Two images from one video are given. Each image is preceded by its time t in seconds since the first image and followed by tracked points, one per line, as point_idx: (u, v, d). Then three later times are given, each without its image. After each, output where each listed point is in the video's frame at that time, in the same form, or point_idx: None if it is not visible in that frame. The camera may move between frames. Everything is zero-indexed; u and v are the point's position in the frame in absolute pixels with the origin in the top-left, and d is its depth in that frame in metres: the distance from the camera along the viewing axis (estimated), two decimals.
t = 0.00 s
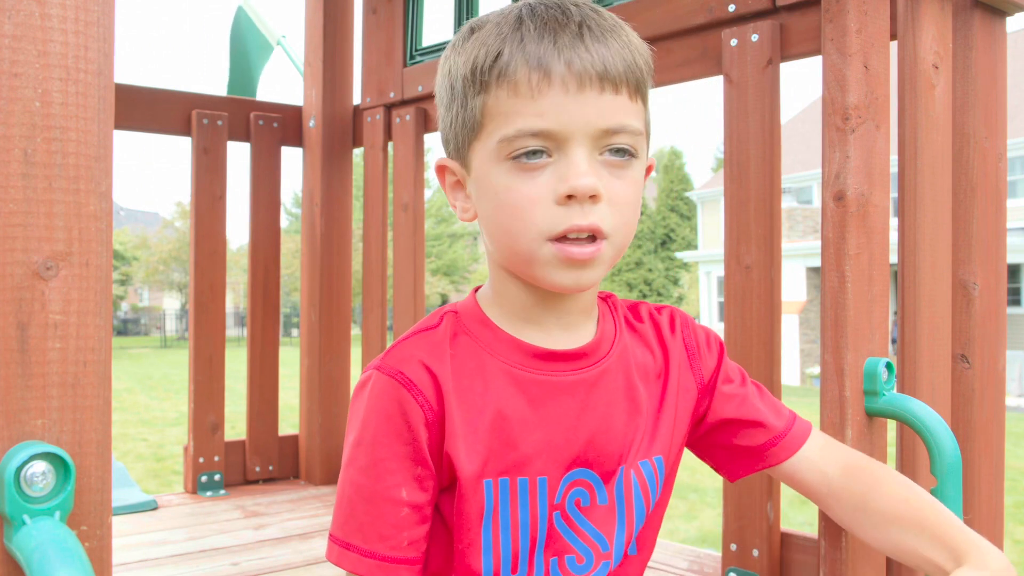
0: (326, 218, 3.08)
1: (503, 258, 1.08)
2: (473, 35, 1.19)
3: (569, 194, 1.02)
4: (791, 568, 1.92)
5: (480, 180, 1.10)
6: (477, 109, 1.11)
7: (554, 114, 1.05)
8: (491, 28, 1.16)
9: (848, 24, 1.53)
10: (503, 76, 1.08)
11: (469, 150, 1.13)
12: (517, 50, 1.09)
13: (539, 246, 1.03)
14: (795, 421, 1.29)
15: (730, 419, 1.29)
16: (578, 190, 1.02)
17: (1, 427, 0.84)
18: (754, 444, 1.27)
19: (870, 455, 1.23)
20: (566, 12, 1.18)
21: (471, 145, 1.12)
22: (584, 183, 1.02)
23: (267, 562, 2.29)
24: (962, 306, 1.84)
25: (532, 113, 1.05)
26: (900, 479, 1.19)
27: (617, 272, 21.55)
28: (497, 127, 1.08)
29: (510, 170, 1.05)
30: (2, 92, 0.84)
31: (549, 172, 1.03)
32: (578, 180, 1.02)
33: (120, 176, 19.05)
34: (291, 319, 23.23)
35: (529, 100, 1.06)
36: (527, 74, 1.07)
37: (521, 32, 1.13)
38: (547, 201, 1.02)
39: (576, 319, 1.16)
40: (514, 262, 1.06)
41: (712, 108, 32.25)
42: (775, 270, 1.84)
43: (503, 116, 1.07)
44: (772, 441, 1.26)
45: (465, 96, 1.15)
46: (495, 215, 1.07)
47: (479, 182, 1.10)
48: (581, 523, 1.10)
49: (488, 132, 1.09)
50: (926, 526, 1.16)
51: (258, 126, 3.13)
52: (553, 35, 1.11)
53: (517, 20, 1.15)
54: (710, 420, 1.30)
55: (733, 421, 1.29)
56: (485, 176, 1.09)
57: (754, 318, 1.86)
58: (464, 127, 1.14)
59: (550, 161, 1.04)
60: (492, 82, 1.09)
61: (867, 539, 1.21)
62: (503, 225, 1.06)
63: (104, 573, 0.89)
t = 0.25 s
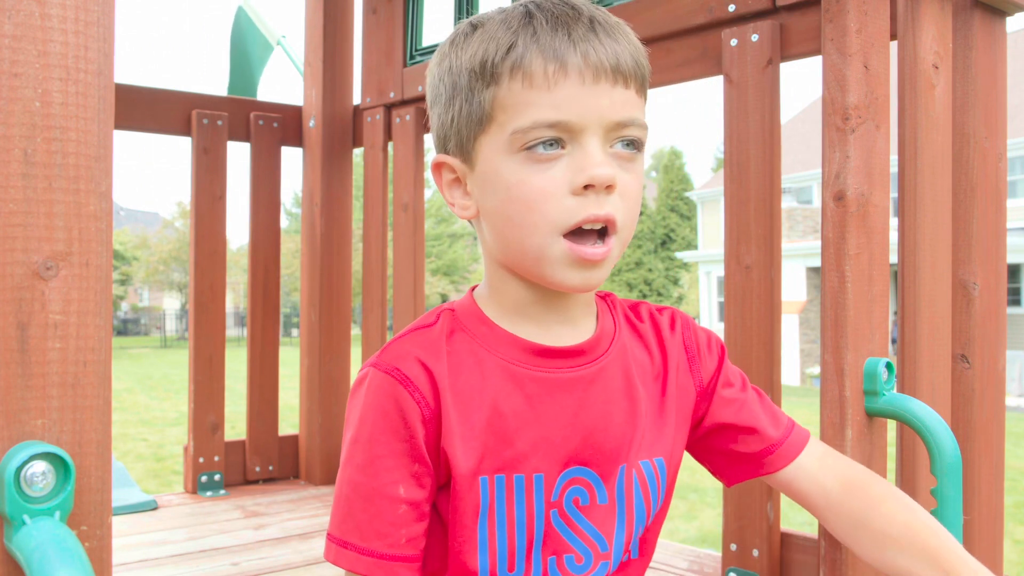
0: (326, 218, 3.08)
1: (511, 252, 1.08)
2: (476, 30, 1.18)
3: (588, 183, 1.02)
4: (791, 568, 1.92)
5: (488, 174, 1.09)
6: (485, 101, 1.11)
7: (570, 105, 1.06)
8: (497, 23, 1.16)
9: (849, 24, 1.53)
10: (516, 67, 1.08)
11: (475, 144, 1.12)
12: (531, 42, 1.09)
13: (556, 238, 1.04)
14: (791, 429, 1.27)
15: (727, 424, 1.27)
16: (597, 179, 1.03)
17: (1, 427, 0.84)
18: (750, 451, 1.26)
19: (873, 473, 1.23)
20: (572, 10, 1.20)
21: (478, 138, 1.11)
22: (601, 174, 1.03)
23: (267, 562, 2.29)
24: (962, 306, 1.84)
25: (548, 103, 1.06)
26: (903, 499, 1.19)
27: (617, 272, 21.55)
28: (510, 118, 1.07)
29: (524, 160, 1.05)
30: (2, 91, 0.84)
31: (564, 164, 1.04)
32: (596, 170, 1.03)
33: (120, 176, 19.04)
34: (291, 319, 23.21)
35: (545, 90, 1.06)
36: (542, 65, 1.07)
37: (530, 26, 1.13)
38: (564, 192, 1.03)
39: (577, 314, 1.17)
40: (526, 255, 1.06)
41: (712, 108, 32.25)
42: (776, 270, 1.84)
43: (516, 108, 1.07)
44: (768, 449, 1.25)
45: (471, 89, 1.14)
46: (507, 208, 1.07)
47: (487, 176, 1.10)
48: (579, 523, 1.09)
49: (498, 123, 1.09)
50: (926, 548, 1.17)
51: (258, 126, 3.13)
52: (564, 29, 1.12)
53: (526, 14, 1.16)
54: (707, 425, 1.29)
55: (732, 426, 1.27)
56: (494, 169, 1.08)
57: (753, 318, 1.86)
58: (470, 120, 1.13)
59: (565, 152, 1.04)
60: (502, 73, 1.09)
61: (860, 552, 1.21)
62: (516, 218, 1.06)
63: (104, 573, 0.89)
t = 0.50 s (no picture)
0: (326, 218, 3.08)
1: (518, 252, 1.08)
2: (480, 30, 1.18)
3: (599, 183, 1.03)
4: (791, 568, 1.92)
5: (495, 173, 1.09)
6: (493, 100, 1.11)
7: (580, 105, 1.06)
8: (502, 22, 1.16)
9: (849, 24, 1.53)
10: (525, 66, 1.08)
11: (481, 143, 1.12)
12: (541, 41, 1.10)
13: (566, 237, 1.04)
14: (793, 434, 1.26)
15: (728, 427, 1.27)
16: (608, 179, 1.03)
17: (2, 427, 0.84)
18: (751, 456, 1.25)
19: (872, 479, 1.23)
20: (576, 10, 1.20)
21: (485, 137, 1.11)
22: (612, 173, 1.03)
23: (267, 562, 2.29)
24: (962, 306, 1.84)
25: (558, 103, 1.06)
26: (903, 505, 1.20)
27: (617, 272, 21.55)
28: (519, 117, 1.07)
29: (534, 160, 1.05)
30: (2, 92, 0.84)
31: (575, 163, 1.04)
32: (607, 170, 1.03)
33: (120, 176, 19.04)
34: (291, 319, 23.20)
35: (555, 90, 1.06)
36: (553, 64, 1.07)
37: (536, 26, 1.13)
38: (575, 191, 1.03)
39: (581, 314, 1.17)
40: (534, 254, 1.06)
41: (712, 108, 32.25)
42: (776, 270, 1.84)
43: (525, 107, 1.07)
44: (770, 453, 1.24)
45: (477, 89, 1.14)
46: (516, 207, 1.07)
47: (494, 174, 1.09)
48: (580, 526, 1.09)
49: (506, 123, 1.08)
50: (926, 555, 1.17)
51: (258, 126, 3.13)
52: (572, 28, 1.13)
53: (532, 14, 1.17)
54: (708, 428, 1.29)
55: (733, 429, 1.27)
56: (502, 169, 1.08)
57: (754, 318, 1.86)
58: (476, 119, 1.12)
59: (575, 151, 1.04)
60: (511, 72, 1.09)
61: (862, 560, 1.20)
62: (525, 218, 1.05)
63: (104, 573, 0.89)
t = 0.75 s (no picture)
0: (326, 218, 3.08)
1: (520, 252, 1.08)
2: (480, 30, 1.18)
3: (601, 183, 1.02)
4: (791, 568, 1.92)
5: (497, 173, 1.09)
6: (494, 100, 1.11)
7: (582, 106, 1.06)
8: (502, 22, 1.16)
9: (849, 24, 1.53)
10: (526, 66, 1.08)
11: (483, 143, 1.12)
12: (544, 41, 1.10)
13: (568, 238, 1.04)
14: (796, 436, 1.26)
15: (730, 428, 1.27)
16: (610, 179, 1.03)
17: (2, 427, 0.84)
18: (754, 457, 1.25)
19: (872, 484, 1.23)
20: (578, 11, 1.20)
21: (486, 137, 1.11)
22: (614, 174, 1.03)
23: (267, 562, 2.29)
24: (962, 306, 1.84)
25: (560, 103, 1.06)
26: (903, 511, 1.19)
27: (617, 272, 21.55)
28: (521, 117, 1.07)
29: (536, 160, 1.05)
30: (2, 92, 0.84)
31: (576, 163, 1.04)
32: (608, 170, 1.03)
33: (120, 176, 19.04)
34: (291, 319, 23.19)
35: (557, 90, 1.06)
36: (555, 65, 1.07)
37: (537, 25, 1.13)
38: (576, 191, 1.03)
39: (582, 315, 1.16)
40: (537, 255, 1.06)
41: (712, 108, 32.26)
42: (776, 270, 1.84)
43: (526, 107, 1.07)
44: (774, 455, 1.24)
45: (478, 88, 1.14)
46: (518, 207, 1.06)
47: (496, 174, 1.09)
48: (581, 527, 1.09)
49: (507, 123, 1.08)
50: (927, 563, 1.17)
51: (258, 126, 3.13)
52: (575, 28, 1.13)
53: (535, 13, 1.16)
54: (710, 428, 1.28)
55: (734, 431, 1.27)
56: (503, 169, 1.08)
57: (754, 318, 1.86)
58: (478, 119, 1.13)
59: (577, 152, 1.04)
60: (512, 72, 1.09)
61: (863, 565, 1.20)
62: (527, 218, 1.05)
63: (104, 573, 0.89)
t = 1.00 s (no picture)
0: (326, 218, 3.08)
1: (504, 263, 1.08)
2: (465, 38, 1.18)
3: (569, 193, 1.01)
4: (791, 568, 1.92)
5: (479, 184, 1.10)
6: (473, 111, 1.11)
7: (552, 114, 1.04)
8: (485, 28, 1.16)
9: (849, 24, 1.53)
10: (498, 77, 1.08)
11: (467, 154, 1.12)
12: (512, 51, 1.08)
13: (541, 248, 1.03)
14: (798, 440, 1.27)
15: (732, 432, 1.26)
16: (578, 189, 1.02)
17: (2, 427, 0.84)
18: (756, 461, 1.25)
19: (871, 491, 1.24)
20: (565, 10, 1.17)
21: (470, 147, 1.11)
22: (582, 183, 1.01)
23: (267, 562, 2.29)
24: (962, 306, 1.84)
25: (531, 113, 1.05)
26: (901, 517, 1.20)
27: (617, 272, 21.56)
28: (496, 128, 1.07)
29: (510, 171, 1.05)
30: (2, 91, 0.84)
31: (548, 173, 1.03)
32: (577, 179, 1.02)
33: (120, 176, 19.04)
34: (291, 319, 23.18)
35: (527, 100, 1.05)
36: (523, 74, 1.06)
37: (514, 31, 1.12)
38: (547, 202, 1.02)
39: (583, 316, 1.17)
40: (517, 266, 1.06)
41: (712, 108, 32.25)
42: (776, 270, 1.84)
43: (500, 118, 1.07)
44: (776, 459, 1.24)
45: (460, 99, 1.14)
46: (497, 219, 1.07)
47: (479, 186, 1.10)
48: (583, 528, 1.10)
49: (485, 134, 1.09)
50: (927, 567, 1.17)
51: (258, 126, 3.13)
52: (547, 33, 1.11)
53: (511, 19, 1.15)
54: (711, 432, 1.27)
55: (735, 435, 1.26)
56: (483, 181, 1.09)
57: (754, 318, 1.86)
58: (462, 130, 1.13)
59: (548, 162, 1.04)
60: (486, 83, 1.09)
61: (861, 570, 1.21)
62: (505, 230, 1.06)
63: (105, 573, 0.89)
